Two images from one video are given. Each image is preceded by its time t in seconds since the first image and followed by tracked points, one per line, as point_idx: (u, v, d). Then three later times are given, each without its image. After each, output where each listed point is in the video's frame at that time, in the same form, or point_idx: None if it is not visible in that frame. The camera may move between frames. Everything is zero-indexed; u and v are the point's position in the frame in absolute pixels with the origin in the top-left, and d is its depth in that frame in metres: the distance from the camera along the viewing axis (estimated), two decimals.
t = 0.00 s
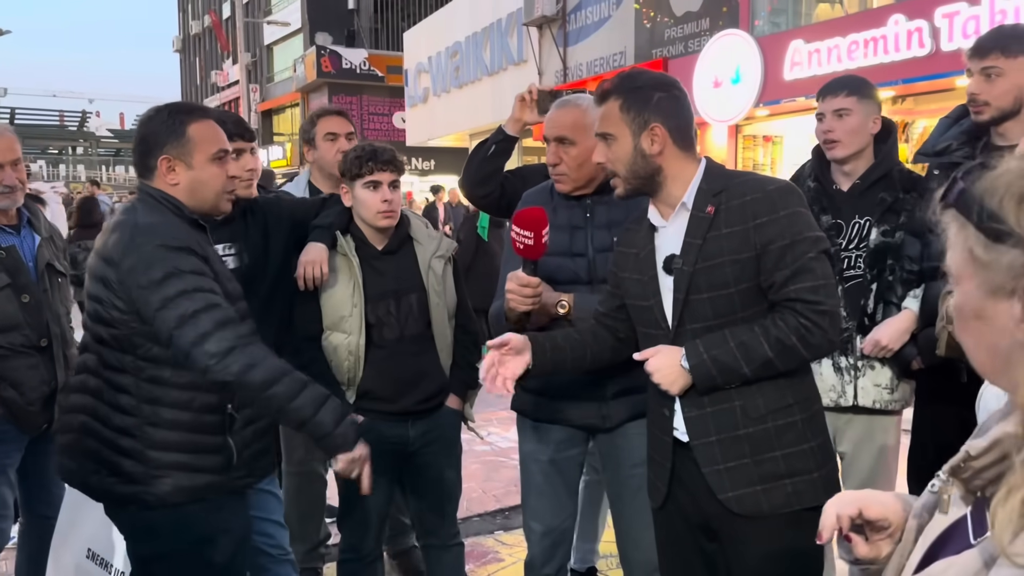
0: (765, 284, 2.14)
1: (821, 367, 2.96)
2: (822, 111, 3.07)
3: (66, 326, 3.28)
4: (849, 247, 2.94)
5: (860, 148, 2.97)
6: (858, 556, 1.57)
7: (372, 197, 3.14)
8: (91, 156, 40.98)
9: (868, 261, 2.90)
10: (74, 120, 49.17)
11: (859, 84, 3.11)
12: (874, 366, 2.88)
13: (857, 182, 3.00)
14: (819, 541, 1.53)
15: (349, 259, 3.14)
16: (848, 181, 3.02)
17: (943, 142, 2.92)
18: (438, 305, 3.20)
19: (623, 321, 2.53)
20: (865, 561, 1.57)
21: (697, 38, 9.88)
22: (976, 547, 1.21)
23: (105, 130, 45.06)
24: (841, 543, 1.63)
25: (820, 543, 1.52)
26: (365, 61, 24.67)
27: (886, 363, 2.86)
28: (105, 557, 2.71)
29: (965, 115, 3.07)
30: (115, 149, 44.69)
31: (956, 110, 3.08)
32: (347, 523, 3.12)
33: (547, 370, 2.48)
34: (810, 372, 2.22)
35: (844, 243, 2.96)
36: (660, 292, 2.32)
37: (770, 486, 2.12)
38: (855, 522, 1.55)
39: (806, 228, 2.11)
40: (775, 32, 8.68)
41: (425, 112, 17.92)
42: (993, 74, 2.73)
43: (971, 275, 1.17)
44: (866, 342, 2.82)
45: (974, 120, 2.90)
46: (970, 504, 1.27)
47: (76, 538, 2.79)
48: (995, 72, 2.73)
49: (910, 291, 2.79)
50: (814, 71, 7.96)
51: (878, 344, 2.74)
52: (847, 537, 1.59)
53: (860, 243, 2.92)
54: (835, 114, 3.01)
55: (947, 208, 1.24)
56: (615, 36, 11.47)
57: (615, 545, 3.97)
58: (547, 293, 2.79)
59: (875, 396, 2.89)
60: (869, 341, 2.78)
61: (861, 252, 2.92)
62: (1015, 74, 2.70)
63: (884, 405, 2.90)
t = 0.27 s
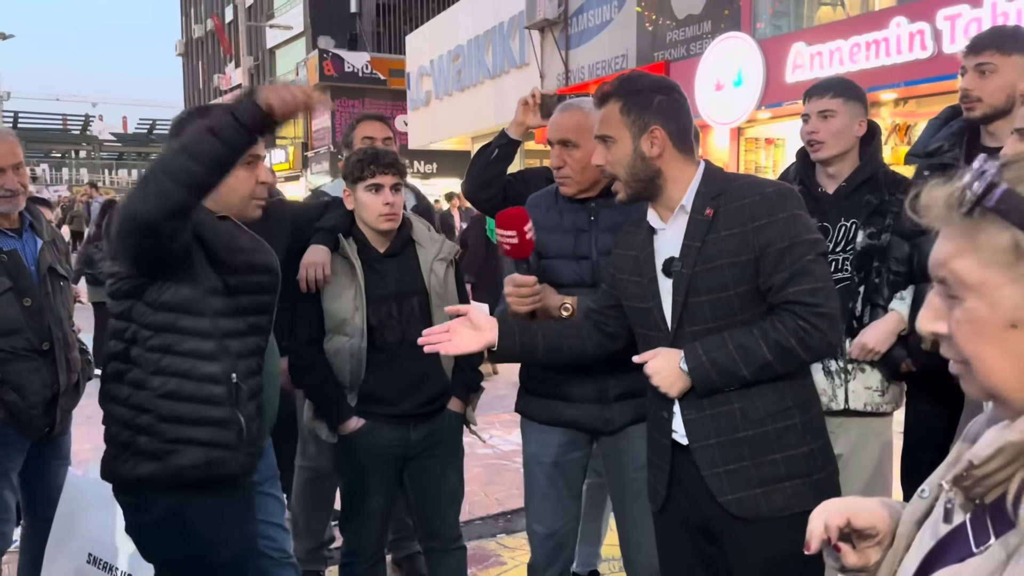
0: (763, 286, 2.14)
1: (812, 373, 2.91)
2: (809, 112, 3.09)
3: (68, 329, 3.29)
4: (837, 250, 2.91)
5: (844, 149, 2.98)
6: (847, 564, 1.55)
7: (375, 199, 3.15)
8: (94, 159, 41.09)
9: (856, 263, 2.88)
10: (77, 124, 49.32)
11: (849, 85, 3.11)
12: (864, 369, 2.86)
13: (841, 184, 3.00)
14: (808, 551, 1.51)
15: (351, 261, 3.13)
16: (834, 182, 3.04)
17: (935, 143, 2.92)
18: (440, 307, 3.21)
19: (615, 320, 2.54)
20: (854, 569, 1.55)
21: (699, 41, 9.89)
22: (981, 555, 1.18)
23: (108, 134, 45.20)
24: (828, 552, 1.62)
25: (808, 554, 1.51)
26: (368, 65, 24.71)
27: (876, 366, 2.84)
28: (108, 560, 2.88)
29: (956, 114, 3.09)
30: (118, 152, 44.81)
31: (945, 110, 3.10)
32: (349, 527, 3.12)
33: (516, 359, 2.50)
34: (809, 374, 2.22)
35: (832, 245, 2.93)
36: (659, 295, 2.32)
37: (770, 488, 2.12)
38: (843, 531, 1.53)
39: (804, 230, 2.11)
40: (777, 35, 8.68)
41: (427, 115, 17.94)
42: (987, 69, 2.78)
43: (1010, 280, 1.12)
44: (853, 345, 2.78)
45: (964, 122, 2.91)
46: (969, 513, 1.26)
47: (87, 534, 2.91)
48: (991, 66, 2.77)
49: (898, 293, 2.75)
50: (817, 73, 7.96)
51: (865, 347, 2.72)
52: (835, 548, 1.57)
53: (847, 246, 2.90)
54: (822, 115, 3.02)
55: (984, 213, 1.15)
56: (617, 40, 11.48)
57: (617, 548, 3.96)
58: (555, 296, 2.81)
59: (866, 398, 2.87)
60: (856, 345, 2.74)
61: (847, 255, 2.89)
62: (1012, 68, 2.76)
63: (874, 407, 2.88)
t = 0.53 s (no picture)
0: (762, 291, 2.14)
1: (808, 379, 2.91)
2: (805, 119, 3.08)
3: (70, 334, 3.29)
4: (832, 254, 2.92)
5: (840, 156, 2.97)
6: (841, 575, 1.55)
7: (375, 204, 3.14)
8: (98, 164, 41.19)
9: (852, 269, 2.88)
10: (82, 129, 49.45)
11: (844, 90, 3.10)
12: (861, 375, 2.86)
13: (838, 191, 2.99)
14: (801, 564, 1.49)
15: (353, 266, 3.13)
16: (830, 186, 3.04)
17: (928, 147, 2.88)
18: (441, 309, 3.19)
19: (615, 325, 2.53)
20: None
21: (701, 45, 9.88)
22: (984, 564, 1.18)
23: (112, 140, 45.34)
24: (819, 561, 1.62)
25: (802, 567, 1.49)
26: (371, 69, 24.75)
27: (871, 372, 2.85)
28: (112, 564, 2.87)
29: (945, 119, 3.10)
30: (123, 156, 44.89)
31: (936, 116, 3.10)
32: (351, 532, 3.11)
33: (521, 361, 2.50)
34: (810, 378, 2.21)
35: (827, 251, 2.94)
36: (658, 300, 2.31)
37: (770, 493, 2.12)
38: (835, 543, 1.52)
39: (802, 235, 2.10)
40: (780, 38, 8.68)
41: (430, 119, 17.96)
42: (979, 72, 2.79)
43: None
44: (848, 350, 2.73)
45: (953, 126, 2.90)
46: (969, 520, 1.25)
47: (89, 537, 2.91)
48: (982, 70, 2.79)
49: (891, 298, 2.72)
50: (820, 76, 7.95)
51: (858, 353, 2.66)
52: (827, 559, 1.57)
53: (843, 251, 2.91)
54: (818, 121, 3.01)
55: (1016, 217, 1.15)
56: (620, 43, 11.49)
57: (621, 552, 3.95)
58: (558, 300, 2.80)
59: (864, 404, 2.86)
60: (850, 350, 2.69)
61: (843, 260, 2.90)
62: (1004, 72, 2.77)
63: (872, 412, 2.88)
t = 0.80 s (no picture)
0: (761, 292, 2.13)
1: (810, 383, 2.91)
2: (814, 123, 3.07)
3: (73, 337, 3.29)
4: (837, 259, 2.91)
5: (848, 160, 2.96)
6: None
7: (377, 207, 3.14)
8: (102, 168, 41.24)
9: (856, 272, 2.87)
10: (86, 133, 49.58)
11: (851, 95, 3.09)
12: (862, 379, 2.86)
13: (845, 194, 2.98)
14: (793, 568, 1.47)
15: (356, 269, 3.13)
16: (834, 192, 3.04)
17: (927, 151, 2.87)
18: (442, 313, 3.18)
19: (614, 325, 2.54)
20: None
21: (704, 48, 9.89)
22: (983, 564, 1.18)
23: (117, 143, 45.40)
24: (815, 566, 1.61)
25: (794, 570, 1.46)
26: (374, 72, 24.77)
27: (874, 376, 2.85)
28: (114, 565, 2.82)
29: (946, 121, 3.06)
30: (128, 160, 44.99)
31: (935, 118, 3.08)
32: (353, 534, 3.11)
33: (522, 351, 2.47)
34: (809, 380, 2.21)
35: (833, 254, 2.93)
36: (657, 300, 2.31)
37: (769, 495, 2.11)
38: (826, 547, 1.50)
39: (802, 237, 2.10)
40: (782, 41, 8.68)
41: (433, 123, 17.98)
42: (973, 76, 2.79)
43: None
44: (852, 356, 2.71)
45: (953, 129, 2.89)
46: (964, 522, 1.24)
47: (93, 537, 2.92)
48: (976, 74, 2.79)
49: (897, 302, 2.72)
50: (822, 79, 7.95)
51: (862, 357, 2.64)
52: (817, 560, 1.57)
53: (848, 255, 2.89)
54: (828, 127, 3.00)
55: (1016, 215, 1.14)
56: (622, 47, 11.49)
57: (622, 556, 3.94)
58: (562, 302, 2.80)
59: (864, 407, 2.86)
60: (854, 356, 2.66)
61: (848, 264, 2.89)
62: (998, 75, 2.77)
63: (872, 416, 2.88)
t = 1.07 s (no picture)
0: (766, 296, 2.09)
1: (825, 386, 2.90)
2: (833, 126, 3.01)
3: (72, 340, 3.26)
4: (854, 261, 2.88)
5: (868, 163, 2.92)
6: None
7: (378, 210, 3.11)
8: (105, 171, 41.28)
9: (873, 275, 2.83)
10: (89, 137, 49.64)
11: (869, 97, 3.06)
12: (877, 384, 2.84)
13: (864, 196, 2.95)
14: None
15: (357, 272, 3.10)
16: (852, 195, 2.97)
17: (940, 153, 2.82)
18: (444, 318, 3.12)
19: (617, 324, 2.50)
20: None
21: (707, 50, 9.85)
22: None
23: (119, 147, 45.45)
24: None
25: None
26: (376, 76, 24.76)
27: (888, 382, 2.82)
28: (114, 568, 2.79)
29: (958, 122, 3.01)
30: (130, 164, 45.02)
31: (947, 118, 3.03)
32: (353, 538, 3.08)
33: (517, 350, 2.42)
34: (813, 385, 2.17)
35: (849, 257, 2.90)
36: (662, 302, 2.27)
37: (770, 500, 2.07)
38: (808, 567, 1.43)
39: (808, 241, 2.06)
40: (786, 43, 8.64)
41: (435, 126, 17.95)
42: (983, 79, 2.77)
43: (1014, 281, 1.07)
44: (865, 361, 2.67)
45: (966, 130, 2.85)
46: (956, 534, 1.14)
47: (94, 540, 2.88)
48: (987, 77, 2.76)
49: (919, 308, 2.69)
50: (826, 81, 7.91)
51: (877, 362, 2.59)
52: None
53: (866, 257, 2.86)
54: (846, 130, 2.95)
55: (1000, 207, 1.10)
56: (625, 49, 11.46)
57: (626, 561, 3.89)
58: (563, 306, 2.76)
59: (878, 413, 2.85)
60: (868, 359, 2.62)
61: (865, 267, 2.85)
62: (1009, 78, 2.74)
63: (888, 420, 2.86)
